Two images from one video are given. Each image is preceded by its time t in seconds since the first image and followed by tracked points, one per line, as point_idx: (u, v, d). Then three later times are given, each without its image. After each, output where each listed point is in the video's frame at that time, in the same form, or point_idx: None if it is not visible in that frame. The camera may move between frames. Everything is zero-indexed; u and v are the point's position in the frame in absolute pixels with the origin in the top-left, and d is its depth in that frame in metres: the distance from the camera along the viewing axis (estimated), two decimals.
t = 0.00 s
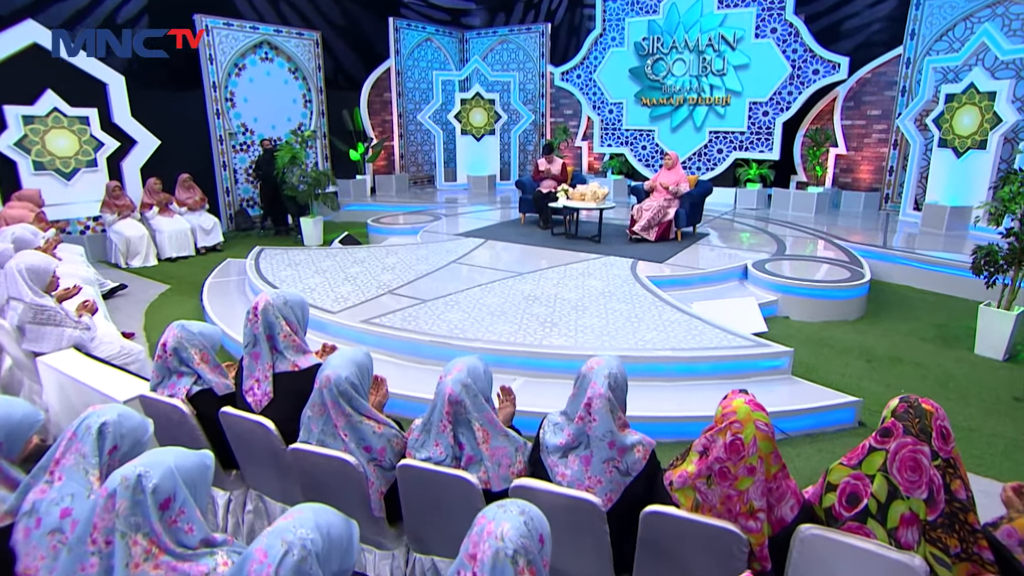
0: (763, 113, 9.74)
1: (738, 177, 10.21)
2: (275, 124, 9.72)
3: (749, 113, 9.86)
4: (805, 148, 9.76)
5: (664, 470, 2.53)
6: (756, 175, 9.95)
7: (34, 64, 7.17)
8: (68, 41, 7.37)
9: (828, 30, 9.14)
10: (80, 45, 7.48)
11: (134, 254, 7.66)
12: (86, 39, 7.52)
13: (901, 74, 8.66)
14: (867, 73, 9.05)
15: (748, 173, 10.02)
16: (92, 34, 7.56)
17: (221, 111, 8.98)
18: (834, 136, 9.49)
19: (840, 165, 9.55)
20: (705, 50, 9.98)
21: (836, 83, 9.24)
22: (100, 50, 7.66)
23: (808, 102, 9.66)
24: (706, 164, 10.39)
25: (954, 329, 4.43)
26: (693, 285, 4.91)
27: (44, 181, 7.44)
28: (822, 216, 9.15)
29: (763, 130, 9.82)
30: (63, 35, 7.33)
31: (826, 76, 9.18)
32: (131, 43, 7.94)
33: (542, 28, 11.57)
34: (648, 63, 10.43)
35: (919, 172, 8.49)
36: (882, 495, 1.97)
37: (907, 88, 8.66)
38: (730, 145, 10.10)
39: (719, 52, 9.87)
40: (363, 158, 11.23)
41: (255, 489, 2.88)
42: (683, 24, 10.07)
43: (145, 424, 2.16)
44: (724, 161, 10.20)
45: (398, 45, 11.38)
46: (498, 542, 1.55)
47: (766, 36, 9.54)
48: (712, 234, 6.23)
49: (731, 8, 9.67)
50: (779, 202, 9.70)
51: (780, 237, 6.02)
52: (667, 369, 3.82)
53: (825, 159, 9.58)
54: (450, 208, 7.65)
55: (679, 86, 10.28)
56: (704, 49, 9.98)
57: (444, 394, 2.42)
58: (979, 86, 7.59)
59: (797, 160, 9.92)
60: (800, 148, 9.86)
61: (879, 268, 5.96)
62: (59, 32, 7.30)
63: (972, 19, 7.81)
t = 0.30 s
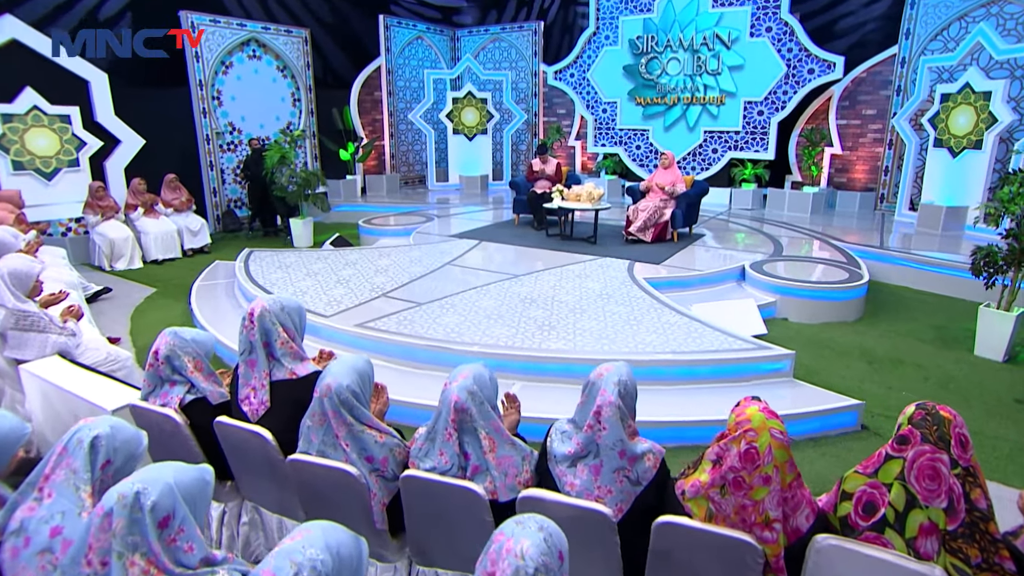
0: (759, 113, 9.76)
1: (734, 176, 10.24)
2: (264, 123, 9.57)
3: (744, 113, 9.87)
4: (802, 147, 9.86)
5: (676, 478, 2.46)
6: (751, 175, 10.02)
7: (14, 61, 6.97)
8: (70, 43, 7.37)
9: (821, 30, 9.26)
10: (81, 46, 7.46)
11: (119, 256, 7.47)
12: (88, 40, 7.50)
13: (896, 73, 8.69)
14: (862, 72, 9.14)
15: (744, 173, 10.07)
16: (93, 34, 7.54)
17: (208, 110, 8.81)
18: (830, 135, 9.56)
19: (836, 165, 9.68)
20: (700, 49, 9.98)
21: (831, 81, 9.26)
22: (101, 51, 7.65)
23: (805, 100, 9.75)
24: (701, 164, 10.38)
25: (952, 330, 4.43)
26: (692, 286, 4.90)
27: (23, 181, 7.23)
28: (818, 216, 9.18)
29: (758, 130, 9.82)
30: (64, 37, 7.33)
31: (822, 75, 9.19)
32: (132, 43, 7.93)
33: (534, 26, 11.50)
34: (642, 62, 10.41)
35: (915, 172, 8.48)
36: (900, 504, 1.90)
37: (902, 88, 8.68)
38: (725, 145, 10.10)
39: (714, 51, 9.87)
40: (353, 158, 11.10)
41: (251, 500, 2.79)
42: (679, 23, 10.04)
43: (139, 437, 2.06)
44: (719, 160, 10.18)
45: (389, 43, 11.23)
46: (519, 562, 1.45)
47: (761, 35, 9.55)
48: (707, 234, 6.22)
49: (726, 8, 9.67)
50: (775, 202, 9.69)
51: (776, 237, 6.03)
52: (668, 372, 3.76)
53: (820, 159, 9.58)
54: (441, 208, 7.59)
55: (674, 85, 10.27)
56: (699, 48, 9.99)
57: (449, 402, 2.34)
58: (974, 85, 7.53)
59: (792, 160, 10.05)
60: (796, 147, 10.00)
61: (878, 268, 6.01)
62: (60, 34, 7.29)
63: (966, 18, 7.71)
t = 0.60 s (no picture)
0: (755, 113, 9.75)
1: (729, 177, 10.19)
2: (255, 122, 9.45)
3: (740, 113, 9.86)
4: (797, 148, 9.86)
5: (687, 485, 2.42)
6: (747, 175, 9.93)
7: None
8: (68, 42, 7.31)
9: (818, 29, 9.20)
10: (80, 45, 7.42)
11: (107, 259, 7.32)
12: (87, 39, 7.46)
13: (892, 73, 8.74)
14: (859, 71, 9.12)
15: (739, 173, 10.00)
16: (92, 34, 7.51)
17: (198, 109, 8.67)
18: (827, 136, 9.62)
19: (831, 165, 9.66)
20: (696, 49, 9.96)
21: (828, 81, 9.28)
22: (100, 50, 7.62)
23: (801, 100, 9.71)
24: (696, 164, 10.39)
25: (952, 331, 4.45)
26: (691, 288, 4.88)
27: (7, 182, 7.06)
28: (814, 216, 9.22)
29: (754, 130, 9.82)
30: (63, 36, 7.27)
31: (818, 75, 9.22)
32: (131, 43, 7.90)
33: (529, 25, 11.45)
34: (638, 61, 10.38)
35: (911, 171, 8.51)
36: (919, 513, 1.87)
37: (898, 87, 8.65)
38: (721, 145, 10.10)
39: (710, 51, 9.86)
40: (346, 158, 11.00)
41: (250, 510, 2.72)
42: (676, 21, 10.01)
43: (139, 448, 1.99)
44: (716, 161, 10.20)
45: (381, 42, 11.21)
46: None
47: (758, 35, 9.54)
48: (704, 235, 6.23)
49: (722, 7, 9.66)
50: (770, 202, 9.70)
51: (773, 237, 6.05)
52: (671, 375, 3.73)
53: (815, 159, 9.62)
54: (435, 208, 7.57)
55: (670, 84, 10.25)
56: (694, 47, 9.97)
57: (458, 410, 2.28)
58: (970, 86, 7.63)
59: (788, 160, 10.03)
60: (792, 147, 9.96)
61: (876, 269, 6.06)
62: (59, 32, 7.24)
63: (962, 18, 7.82)
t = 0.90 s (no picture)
0: (749, 113, 9.79)
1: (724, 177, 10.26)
2: (245, 122, 9.31)
3: (735, 113, 9.89)
4: (791, 148, 9.82)
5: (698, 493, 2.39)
6: (742, 175, 9.99)
7: None
8: (68, 42, 7.28)
9: (810, 29, 9.25)
10: (80, 45, 7.40)
11: (93, 261, 7.15)
12: (87, 39, 7.46)
13: (886, 74, 8.81)
14: (853, 72, 9.16)
15: (735, 173, 10.07)
16: (93, 34, 7.51)
17: (186, 108, 8.53)
18: (820, 136, 9.57)
19: (825, 166, 9.68)
20: (691, 49, 9.98)
21: (822, 81, 9.33)
22: (100, 50, 7.60)
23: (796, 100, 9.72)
24: (691, 164, 10.40)
25: (950, 332, 4.47)
26: (688, 289, 4.87)
27: None
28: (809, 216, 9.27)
29: (749, 130, 9.86)
30: (62, 35, 7.23)
31: (813, 76, 9.28)
32: (131, 43, 7.89)
33: (521, 24, 11.41)
34: (633, 60, 10.38)
35: (906, 172, 8.59)
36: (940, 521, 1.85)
37: (893, 88, 8.82)
38: (715, 145, 10.12)
39: (704, 51, 9.90)
40: (337, 158, 10.88)
41: (249, 521, 2.65)
42: (672, 21, 10.03)
43: (137, 460, 1.90)
44: (711, 161, 10.21)
45: (372, 40, 11.12)
46: None
47: (752, 34, 9.58)
48: (699, 236, 6.23)
49: (717, 7, 9.68)
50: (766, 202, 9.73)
51: (768, 237, 6.07)
52: (671, 378, 3.70)
53: (811, 159, 9.62)
54: (427, 209, 7.51)
55: (664, 84, 10.26)
56: (688, 47, 9.99)
57: (466, 418, 2.23)
58: (964, 86, 7.67)
59: (782, 161, 10.00)
60: (787, 148, 9.93)
61: (872, 269, 6.11)
62: (59, 32, 7.20)
63: (957, 19, 7.87)
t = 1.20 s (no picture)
0: (745, 113, 9.81)
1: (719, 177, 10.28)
2: (234, 121, 9.17)
3: (730, 113, 9.90)
4: (786, 149, 10.04)
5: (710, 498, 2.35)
6: (737, 175, 10.05)
7: None
8: (68, 41, 7.27)
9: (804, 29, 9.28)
10: (80, 46, 7.39)
11: (79, 263, 6.99)
12: (86, 39, 7.43)
13: (881, 74, 8.89)
14: (848, 72, 9.27)
15: (730, 173, 10.10)
16: (92, 34, 7.48)
17: (174, 108, 8.39)
18: (815, 136, 9.74)
19: (821, 165, 9.86)
20: (685, 48, 9.98)
21: (818, 81, 9.33)
22: (100, 50, 7.58)
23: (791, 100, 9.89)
24: (686, 164, 10.40)
25: (948, 332, 4.50)
26: (686, 290, 4.85)
27: None
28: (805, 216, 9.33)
29: (745, 130, 9.88)
30: (63, 35, 7.22)
31: (808, 75, 9.27)
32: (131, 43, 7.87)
33: (514, 23, 11.38)
34: (627, 59, 10.35)
35: (902, 171, 8.66)
36: (962, 528, 1.84)
37: (887, 88, 8.90)
38: (711, 145, 10.12)
39: (699, 50, 9.89)
40: (328, 158, 10.75)
41: (249, 532, 2.57)
42: (667, 20, 10.01)
43: (138, 472, 1.81)
44: (705, 161, 10.21)
45: (364, 39, 10.99)
46: None
47: (747, 34, 9.59)
48: (695, 237, 6.23)
49: (712, 7, 9.69)
50: (761, 202, 9.76)
51: (762, 237, 6.08)
52: (673, 381, 3.66)
53: (806, 160, 9.67)
54: (419, 210, 7.43)
55: (658, 83, 10.26)
56: (683, 47, 9.99)
57: (477, 426, 2.17)
58: (960, 86, 7.64)
59: (776, 161, 10.20)
60: (781, 147, 10.15)
61: (869, 269, 6.16)
62: (59, 32, 7.19)
63: (950, 19, 8.00)
